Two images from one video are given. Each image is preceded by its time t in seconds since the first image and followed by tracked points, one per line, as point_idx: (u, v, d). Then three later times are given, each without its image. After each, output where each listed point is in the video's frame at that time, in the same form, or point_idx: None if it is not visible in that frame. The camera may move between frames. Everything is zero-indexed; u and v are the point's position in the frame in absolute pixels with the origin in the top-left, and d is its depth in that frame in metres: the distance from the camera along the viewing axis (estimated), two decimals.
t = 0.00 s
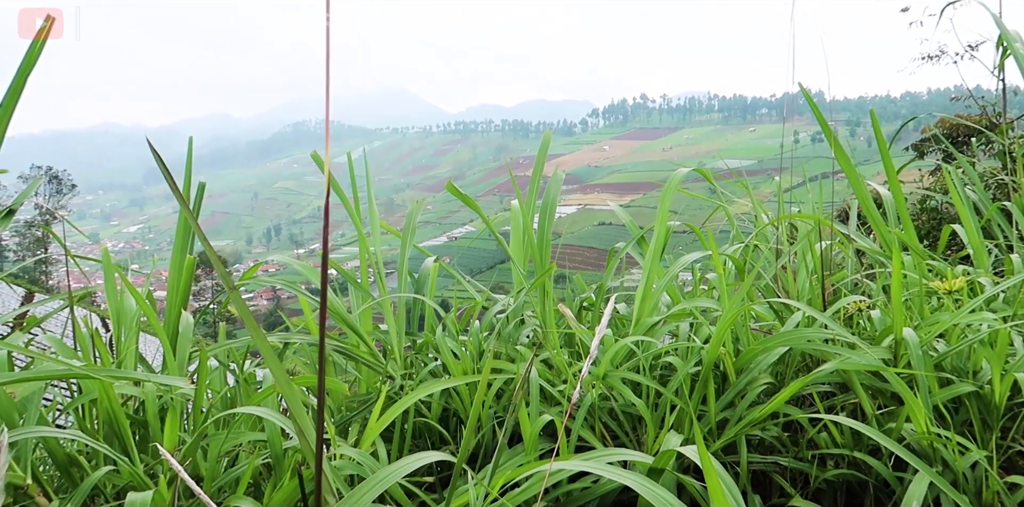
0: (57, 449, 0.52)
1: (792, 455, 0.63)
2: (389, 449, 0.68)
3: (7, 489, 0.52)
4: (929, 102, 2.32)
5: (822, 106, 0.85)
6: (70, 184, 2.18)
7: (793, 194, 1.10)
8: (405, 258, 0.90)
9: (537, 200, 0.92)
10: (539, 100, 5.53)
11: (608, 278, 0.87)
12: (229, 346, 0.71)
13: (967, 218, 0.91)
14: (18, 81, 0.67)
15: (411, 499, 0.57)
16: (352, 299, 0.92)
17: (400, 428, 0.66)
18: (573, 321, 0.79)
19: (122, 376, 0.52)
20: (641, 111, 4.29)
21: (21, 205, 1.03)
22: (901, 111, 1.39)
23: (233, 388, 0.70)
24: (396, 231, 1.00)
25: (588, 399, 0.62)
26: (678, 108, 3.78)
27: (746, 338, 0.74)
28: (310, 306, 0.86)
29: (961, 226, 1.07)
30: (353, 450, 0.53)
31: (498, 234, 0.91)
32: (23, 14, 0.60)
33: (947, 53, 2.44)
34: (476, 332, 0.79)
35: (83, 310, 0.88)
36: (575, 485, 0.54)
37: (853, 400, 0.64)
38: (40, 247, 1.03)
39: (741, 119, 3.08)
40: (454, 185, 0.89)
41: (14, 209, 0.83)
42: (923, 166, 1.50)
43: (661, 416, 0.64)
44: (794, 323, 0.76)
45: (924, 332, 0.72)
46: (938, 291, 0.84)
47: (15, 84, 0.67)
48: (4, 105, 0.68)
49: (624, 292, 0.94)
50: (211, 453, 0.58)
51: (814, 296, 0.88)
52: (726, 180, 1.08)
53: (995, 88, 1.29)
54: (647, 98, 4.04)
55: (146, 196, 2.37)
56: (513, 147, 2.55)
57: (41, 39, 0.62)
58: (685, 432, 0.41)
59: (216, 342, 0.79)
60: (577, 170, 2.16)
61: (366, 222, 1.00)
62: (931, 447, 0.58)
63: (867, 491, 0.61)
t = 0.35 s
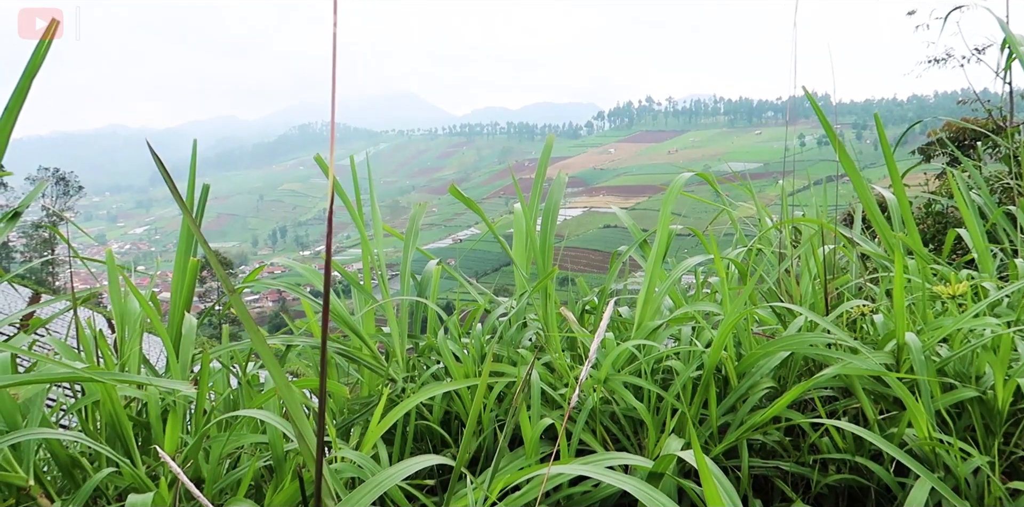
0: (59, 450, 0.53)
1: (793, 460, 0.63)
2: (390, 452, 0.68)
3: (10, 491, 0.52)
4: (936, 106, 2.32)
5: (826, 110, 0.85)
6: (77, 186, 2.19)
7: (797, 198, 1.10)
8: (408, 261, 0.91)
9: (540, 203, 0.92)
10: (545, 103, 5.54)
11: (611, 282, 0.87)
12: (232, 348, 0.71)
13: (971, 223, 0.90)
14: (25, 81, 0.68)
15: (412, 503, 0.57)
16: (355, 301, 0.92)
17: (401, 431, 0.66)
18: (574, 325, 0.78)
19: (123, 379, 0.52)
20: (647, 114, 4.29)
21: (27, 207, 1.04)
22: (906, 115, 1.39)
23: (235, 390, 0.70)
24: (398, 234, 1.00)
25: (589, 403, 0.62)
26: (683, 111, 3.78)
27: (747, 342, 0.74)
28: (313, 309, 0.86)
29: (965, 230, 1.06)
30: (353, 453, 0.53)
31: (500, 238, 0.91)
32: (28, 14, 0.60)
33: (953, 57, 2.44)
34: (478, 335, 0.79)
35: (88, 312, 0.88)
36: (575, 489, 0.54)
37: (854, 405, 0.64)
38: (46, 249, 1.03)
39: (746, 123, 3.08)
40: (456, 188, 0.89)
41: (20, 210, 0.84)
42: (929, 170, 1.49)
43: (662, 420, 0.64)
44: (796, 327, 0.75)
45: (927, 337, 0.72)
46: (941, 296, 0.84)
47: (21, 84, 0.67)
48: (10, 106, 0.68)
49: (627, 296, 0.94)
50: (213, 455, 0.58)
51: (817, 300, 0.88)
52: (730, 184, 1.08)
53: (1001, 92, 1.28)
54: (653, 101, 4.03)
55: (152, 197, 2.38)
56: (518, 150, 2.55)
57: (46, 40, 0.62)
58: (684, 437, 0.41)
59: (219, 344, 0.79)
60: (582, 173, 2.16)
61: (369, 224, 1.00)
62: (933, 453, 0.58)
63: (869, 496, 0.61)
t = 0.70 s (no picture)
0: (63, 449, 0.53)
1: (796, 462, 0.63)
2: (393, 452, 0.68)
3: (14, 490, 0.52)
4: (943, 107, 2.31)
5: (830, 111, 0.84)
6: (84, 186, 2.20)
7: (802, 199, 1.10)
8: (412, 262, 0.91)
9: (544, 204, 0.92)
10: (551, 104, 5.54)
11: (614, 283, 0.87)
12: (235, 348, 0.71)
13: (977, 224, 0.90)
14: (31, 80, 0.68)
15: (414, 503, 0.57)
16: (359, 302, 0.92)
17: (404, 432, 0.66)
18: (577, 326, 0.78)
19: (126, 379, 0.52)
20: (653, 115, 4.29)
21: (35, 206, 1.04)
22: (913, 115, 1.38)
23: (239, 391, 0.70)
24: (402, 235, 1.01)
25: (591, 404, 0.62)
26: (689, 112, 3.78)
27: (751, 343, 0.74)
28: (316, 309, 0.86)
29: (971, 232, 1.06)
30: (355, 454, 0.53)
31: (504, 239, 0.91)
32: (31, 14, 0.60)
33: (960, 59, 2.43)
34: (481, 336, 0.79)
35: (94, 311, 0.89)
36: (577, 490, 0.54)
37: (857, 407, 0.64)
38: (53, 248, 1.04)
39: (752, 124, 3.08)
40: (460, 189, 0.89)
41: (26, 209, 0.84)
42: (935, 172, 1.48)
43: (664, 422, 0.63)
44: (800, 329, 0.75)
45: (932, 339, 0.72)
46: (947, 298, 0.83)
47: (27, 82, 0.68)
48: (15, 105, 0.68)
49: (630, 297, 0.94)
50: (215, 454, 0.58)
51: (821, 301, 0.88)
52: (734, 185, 1.08)
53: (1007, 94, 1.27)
54: (659, 102, 4.03)
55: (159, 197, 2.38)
56: (524, 151, 2.55)
57: (52, 40, 0.62)
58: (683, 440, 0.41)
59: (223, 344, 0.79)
60: (588, 174, 2.16)
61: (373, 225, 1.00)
62: (937, 455, 0.57)
63: (872, 498, 0.60)
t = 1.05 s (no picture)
0: (66, 447, 0.53)
1: (798, 462, 0.63)
2: (395, 451, 0.68)
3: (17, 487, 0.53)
4: (950, 107, 2.30)
5: (834, 110, 0.84)
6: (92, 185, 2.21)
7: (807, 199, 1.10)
8: (415, 261, 0.91)
9: (547, 203, 0.92)
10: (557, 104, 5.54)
11: (617, 282, 0.87)
12: (238, 347, 0.71)
13: (983, 224, 0.89)
14: (35, 79, 0.68)
15: (414, 502, 0.57)
16: (362, 301, 0.92)
17: (406, 430, 0.66)
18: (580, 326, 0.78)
19: (129, 378, 0.52)
20: (660, 114, 4.28)
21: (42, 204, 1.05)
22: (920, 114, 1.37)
23: (242, 389, 0.70)
24: (406, 234, 1.01)
25: (592, 404, 0.62)
26: (696, 112, 3.77)
27: (753, 343, 0.74)
28: (319, 308, 0.87)
29: (977, 232, 1.05)
30: (355, 452, 0.53)
31: (507, 238, 0.91)
32: (31, 14, 0.61)
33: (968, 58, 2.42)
34: (484, 335, 0.79)
35: (100, 309, 0.89)
36: (578, 489, 0.54)
37: (860, 407, 0.64)
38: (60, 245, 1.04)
39: (759, 123, 3.07)
40: (463, 188, 0.89)
41: (31, 207, 0.85)
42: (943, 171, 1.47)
43: (665, 422, 0.63)
44: (803, 328, 0.75)
45: (935, 339, 0.71)
46: (952, 298, 0.83)
47: (32, 81, 0.68)
48: (20, 104, 0.68)
49: (634, 297, 0.94)
50: (217, 452, 0.58)
51: (825, 302, 0.88)
52: (739, 184, 1.08)
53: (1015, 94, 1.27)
54: (665, 101, 4.02)
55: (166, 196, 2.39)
56: (529, 150, 2.55)
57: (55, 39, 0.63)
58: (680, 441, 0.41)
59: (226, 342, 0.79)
60: (594, 173, 2.15)
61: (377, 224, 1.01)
62: (938, 456, 0.57)
63: (874, 498, 0.60)
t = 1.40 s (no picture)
0: (69, 445, 0.53)
1: (800, 463, 0.63)
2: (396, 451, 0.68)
3: (21, 486, 0.53)
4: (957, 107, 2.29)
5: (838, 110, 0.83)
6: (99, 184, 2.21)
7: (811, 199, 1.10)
8: (418, 260, 0.91)
9: (551, 203, 0.92)
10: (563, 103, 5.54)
11: (620, 282, 0.87)
12: (240, 346, 0.71)
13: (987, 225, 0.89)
14: (39, 79, 0.69)
15: (414, 502, 0.57)
16: (365, 300, 0.92)
17: (407, 430, 0.66)
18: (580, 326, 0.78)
19: (130, 376, 0.52)
20: (665, 114, 4.28)
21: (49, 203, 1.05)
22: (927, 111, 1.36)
23: (244, 389, 0.70)
24: (410, 233, 1.01)
25: (593, 404, 0.62)
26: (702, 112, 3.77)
27: (756, 344, 0.74)
28: (322, 308, 0.87)
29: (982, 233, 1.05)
30: (354, 452, 0.53)
31: (510, 238, 0.91)
32: (34, 13, 0.63)
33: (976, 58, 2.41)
34: (486, 335, 0.79)
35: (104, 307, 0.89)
36: (579, 490, 0.54)
37: (862, 409, 0.63)
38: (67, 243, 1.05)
39: (765, 123, 3.06)
40: (466, 188, 0.89)
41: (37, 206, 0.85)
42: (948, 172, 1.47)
43: (667, 422, 0.63)
44: (806, 328, 0.75)
45: (938, 340, 0.71)
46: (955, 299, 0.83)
47: (36, 81, 0.68)
48: (24, 104, 0.69)
49: (637, 296, 0.94)
50: (218, 451, 0.58)
51: (828, 302, 0.88)
52: (743, 184, 1.08)
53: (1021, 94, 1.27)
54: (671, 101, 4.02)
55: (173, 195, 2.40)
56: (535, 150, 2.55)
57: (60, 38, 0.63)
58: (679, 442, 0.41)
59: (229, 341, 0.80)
60: (600, 172, 2.15)
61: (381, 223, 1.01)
62: (941, 457, 0.57)
63: (876, 500, 0.60)
